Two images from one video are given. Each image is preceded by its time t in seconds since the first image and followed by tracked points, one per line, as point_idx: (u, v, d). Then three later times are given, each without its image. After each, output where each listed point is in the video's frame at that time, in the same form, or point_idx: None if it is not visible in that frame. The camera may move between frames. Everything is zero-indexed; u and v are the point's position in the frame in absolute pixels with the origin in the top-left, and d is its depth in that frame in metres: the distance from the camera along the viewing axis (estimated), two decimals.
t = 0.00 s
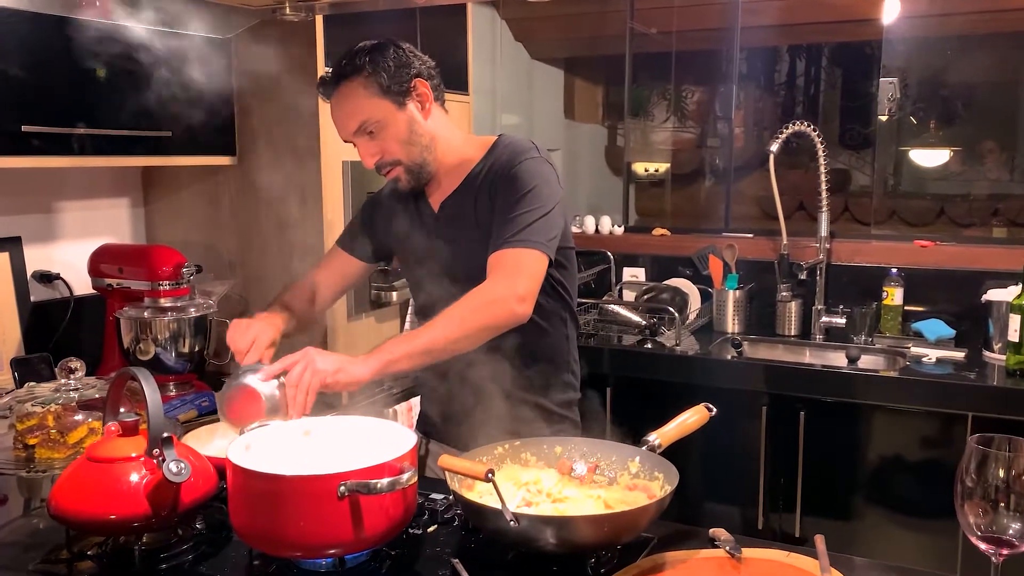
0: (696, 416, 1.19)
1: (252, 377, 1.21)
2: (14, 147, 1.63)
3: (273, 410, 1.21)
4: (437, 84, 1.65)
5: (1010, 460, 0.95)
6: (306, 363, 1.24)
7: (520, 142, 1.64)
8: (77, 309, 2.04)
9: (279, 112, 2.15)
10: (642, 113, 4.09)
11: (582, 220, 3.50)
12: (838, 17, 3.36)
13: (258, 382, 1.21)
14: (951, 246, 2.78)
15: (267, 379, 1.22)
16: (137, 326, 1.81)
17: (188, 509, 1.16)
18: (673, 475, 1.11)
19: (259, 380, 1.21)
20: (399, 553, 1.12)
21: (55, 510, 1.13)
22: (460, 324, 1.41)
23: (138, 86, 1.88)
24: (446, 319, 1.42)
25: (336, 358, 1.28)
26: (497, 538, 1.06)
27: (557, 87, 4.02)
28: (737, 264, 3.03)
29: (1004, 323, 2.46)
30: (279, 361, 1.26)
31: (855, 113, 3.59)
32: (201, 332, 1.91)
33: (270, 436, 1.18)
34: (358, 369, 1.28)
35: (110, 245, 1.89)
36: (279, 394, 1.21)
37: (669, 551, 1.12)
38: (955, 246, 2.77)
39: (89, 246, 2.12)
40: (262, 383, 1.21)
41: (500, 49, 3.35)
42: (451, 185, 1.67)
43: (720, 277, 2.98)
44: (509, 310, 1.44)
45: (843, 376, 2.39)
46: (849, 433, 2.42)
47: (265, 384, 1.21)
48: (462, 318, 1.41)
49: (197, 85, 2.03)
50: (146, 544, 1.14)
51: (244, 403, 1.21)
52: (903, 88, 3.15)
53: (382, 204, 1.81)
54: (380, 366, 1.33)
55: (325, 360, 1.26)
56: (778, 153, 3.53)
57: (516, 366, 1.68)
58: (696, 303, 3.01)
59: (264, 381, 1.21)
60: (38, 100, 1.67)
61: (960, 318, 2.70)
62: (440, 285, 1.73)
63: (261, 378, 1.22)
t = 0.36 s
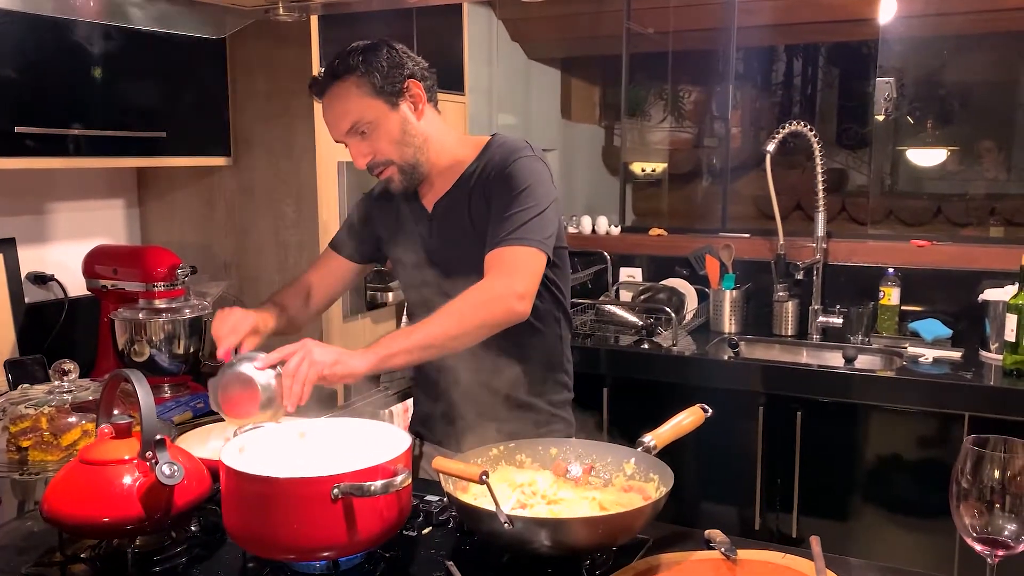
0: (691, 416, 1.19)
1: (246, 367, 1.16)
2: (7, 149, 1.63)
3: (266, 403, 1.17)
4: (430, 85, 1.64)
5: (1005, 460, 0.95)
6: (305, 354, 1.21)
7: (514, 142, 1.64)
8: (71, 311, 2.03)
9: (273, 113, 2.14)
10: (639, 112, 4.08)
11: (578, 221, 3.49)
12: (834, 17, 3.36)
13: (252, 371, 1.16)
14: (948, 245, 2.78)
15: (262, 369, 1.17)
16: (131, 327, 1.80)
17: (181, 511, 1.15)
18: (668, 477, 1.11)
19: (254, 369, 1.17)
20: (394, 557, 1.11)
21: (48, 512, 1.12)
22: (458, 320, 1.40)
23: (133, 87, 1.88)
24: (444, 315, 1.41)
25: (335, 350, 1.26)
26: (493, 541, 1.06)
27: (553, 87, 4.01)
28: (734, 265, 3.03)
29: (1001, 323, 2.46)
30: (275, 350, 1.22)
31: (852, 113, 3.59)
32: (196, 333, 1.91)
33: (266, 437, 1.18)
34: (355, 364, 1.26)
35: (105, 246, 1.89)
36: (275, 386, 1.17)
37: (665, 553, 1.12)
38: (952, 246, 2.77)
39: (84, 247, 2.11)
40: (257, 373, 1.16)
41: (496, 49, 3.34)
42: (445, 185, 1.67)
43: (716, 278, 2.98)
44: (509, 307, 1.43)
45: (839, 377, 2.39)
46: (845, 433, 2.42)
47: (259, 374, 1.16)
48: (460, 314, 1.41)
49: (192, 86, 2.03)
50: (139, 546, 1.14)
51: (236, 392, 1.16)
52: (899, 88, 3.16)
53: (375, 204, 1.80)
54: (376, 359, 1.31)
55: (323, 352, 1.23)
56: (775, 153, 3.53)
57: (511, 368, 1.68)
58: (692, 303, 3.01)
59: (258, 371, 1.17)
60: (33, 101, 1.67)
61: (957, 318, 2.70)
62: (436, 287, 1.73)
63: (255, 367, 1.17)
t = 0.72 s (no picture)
0: (682, 413, 1.19)
1: (235, 360, 1.18)
2: (4, 147, 1.63)
3: (258, 395, 1.19)
4: (422, 84, 1.65)
5: (989, 455, 0.96)
6: (294, 348, 1.24)
7: (504, 140, 1.65)
8: (68, 309, 2.04)
9: (269, 112, 2.15)
10: (637, 112, 4.09)
11: (575, 220, 3.50)
12: (830, 17, 3.38)
13: (240, 365, 1.18)
14: (942, 244, 2.79)
15: (251, 362, 1.19)
16: (127, 325, 1.81)
17: (175, 507, 1.16)
18: (657, 473, 1.12)
19: (242, 362, 1.18)
20: (386, 552, 1.12)
21: (43, 508, 1.13)
22: (448, 317, 1.41)
23: (130, 86, 1.88)
24: (431, 311, 1.42)
25: (324, 345, 1.28)
26: (483, 536, 1.07)
27: (550, 87, 4.02)
28: (729, 264, 3.04)
29: (995, 321, 2.48)
30: (264, 345, 1.24)
31: (849, 112, 3.60)
32: (192, 330, 1.91)
33: (257, 434, 1.18)
34: (345, 358, 1.28)
35: (101, 244, 1.90)
36: (264, 378, 1.19)
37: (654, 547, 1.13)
38: (948, 245, 2.77)
39: (81, 246, 2.12)
40: (244, 366, 1.18)
41: (493, 49, 3.35)
42: (437, 183, 1.68)
43: (712, 276, 2.99)
44: (496, 304, 1.44)
45: (834, 375, 2.40)
46: (840, 431, 2.43)
47: (247, 367, 1.18)
48: (447, 311, 1.42)
49: (188, 85, 2.04)
50: (133, 541, 1.15)
51: (223, 384, 1.18)
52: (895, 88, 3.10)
53: (368, 202, 1.81)
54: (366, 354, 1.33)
55: (312, 346, 1.25)
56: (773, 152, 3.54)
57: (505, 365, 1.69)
58: (688, 301, 3.01)
59: (246, 365, 1.18)
60: (30, 100, 1.67)
61: (951, 317, 2.71)
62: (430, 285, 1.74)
63: (244, 361, 1.18)
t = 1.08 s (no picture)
0: (672, 411, 1.20)
1: (227, 362, 1.21)
2: None
3: (252, 394, 1.22)
4: (406, 88, 1.66)
5: (973, 452, 0.97)
6: (287, 347, 1.24)
7: (493, 140, 1.66)
8: (64, 309, 2.05)
9: (263, 113, 2.16)
10: (633, 113, 4.11)
11: (571, 220, 3.51)
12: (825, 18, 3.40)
13: (233, 366, 1.21)
14: (936, 244, 2.80)
15: (244, 363, 1.22)
16: (123, 326, 1.82)
17: (169, 505, 1.17)
18: (646, 472, 1.12)
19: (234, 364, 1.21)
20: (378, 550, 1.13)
21: (38, 507, 1.14)
22: (436, 313, 1.42)
23: (126, 88, 1.89)
24: (423, 307, 1.43)
25: (318, 342, 1.28)
26: (474, 534, 1.07)
27: (546, 88, 4.03)
28: (724, 264, 3.05)
29: (987, 321, 2.49)
30: (258, 343, 1.25)
31: (845, 113, 3.62)
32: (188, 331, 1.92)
33: (251, 433, 1.19)
34: (339, 355, 1.28)
35: (97, 245, 1.91)
36: (258, 379, 1.22)
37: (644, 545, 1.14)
38: (942, 245, 2.78)
39: (77, 247, 2.13)
40: (237, 367, 1.21)
41: (489, 50, 3.36)
42: (429, 185, 1.69)
43: (707, 276, 2.99)
44: (488, 300, 1.45)
45: (828, 375, 2.41)
46: (834, 430, 2.44)
47: (241, 369, 1.21)
48: (439, 306, 1.43)
49: (183, 87, 2.05)
50: (128, 540, 1.16)
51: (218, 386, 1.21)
52: (888, 89, 3.18)
53: (361, 203, 1.82)
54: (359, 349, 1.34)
55: (307, 343, 1.26)
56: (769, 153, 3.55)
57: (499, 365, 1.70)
58: (683, 302, 3.01)
59: (239, 366, 1.21)
60: (26, 103, 1.68)
61: (946, 317, 2.72)
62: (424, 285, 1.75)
63: (237, 362, 1.22)
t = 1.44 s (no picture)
0: (670, 412, 1.20)
1: (221, 369, 1.21)
2: None
3: (247, 398, 1.21)
4: (410, 90, 1.67)
5: (969, 452, 0.97)
6: (278, 347, 1.23)
7: (491, 140, 1.66)
8: (63, 311, 2.05)
9: (263, 115, 2.16)
10: (632, 114, 4.12)
11: (569, 221, 3.51)
12: (822, 17, 3.40)
13: (226, 372, 1.21)
14: (934, 244, 2.81)
15: (237, 368, 1.21)
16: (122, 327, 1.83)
17: (167, 506, 1.17)
18: (644, 473, 1.12)
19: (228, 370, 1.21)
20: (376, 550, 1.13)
21: (36, 508, 1.14)
22: (427, 312, 1.42)
23: (124, 90, 1.90)
24: (411, 308, 1.43)
25: (309, 340, 1.27)
26: (472, 535, 1.08)
27: (545, 88, 4.03)
28: (723, 264, 3.06)
29: (986, 320, 2.49)
30: (250, 346, 1.24)
31: (844, 113, 3.61)
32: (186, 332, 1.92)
33: (250, 435, 1.19)
34: (329, 353, 1.28)
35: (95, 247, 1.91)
36: (252, 382, 1.21)
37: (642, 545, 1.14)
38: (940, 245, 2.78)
39: (76, 249, 2.13)
40: (231, 373, 1.21)
41: (487, 51, 3.37)
42: (429, 187, 1.69)
43: (705, 277, 2.99)
44: (480, 301, 1.45)
45: (826, 376, 2.41)
46: (833, 430, 2.44)
47: (234, 374, 1.21)
48: (427, 308, 1.42)
49: (182, 89, 2.05)
50: (126, 541, 1.16)
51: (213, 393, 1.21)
52: (886, 88, 3.17)
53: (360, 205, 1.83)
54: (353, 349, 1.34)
55: (299, 345, 1.25)
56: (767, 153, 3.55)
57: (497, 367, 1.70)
58: (681, 302, 3.02)
59: (233, 372, 1.21)
60: (25, 105, 1.69)
61: (945, 316, 2.73)
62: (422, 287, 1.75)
63: (230, 367, 1.21)
